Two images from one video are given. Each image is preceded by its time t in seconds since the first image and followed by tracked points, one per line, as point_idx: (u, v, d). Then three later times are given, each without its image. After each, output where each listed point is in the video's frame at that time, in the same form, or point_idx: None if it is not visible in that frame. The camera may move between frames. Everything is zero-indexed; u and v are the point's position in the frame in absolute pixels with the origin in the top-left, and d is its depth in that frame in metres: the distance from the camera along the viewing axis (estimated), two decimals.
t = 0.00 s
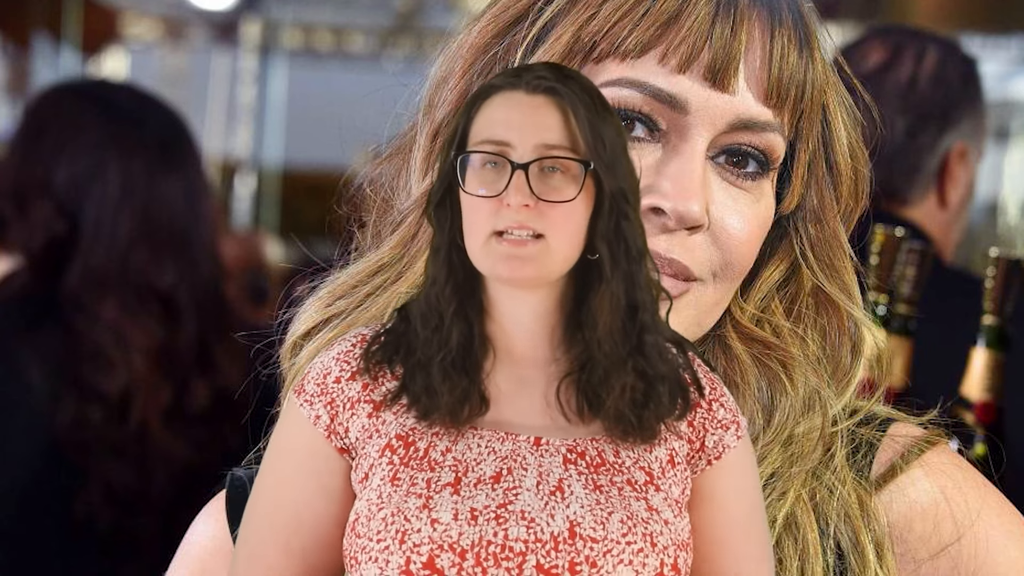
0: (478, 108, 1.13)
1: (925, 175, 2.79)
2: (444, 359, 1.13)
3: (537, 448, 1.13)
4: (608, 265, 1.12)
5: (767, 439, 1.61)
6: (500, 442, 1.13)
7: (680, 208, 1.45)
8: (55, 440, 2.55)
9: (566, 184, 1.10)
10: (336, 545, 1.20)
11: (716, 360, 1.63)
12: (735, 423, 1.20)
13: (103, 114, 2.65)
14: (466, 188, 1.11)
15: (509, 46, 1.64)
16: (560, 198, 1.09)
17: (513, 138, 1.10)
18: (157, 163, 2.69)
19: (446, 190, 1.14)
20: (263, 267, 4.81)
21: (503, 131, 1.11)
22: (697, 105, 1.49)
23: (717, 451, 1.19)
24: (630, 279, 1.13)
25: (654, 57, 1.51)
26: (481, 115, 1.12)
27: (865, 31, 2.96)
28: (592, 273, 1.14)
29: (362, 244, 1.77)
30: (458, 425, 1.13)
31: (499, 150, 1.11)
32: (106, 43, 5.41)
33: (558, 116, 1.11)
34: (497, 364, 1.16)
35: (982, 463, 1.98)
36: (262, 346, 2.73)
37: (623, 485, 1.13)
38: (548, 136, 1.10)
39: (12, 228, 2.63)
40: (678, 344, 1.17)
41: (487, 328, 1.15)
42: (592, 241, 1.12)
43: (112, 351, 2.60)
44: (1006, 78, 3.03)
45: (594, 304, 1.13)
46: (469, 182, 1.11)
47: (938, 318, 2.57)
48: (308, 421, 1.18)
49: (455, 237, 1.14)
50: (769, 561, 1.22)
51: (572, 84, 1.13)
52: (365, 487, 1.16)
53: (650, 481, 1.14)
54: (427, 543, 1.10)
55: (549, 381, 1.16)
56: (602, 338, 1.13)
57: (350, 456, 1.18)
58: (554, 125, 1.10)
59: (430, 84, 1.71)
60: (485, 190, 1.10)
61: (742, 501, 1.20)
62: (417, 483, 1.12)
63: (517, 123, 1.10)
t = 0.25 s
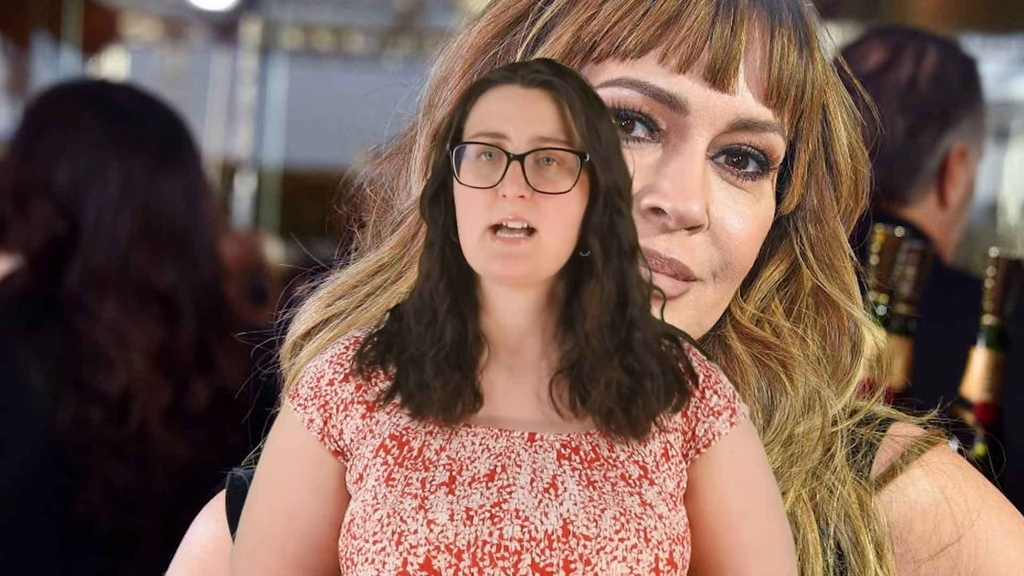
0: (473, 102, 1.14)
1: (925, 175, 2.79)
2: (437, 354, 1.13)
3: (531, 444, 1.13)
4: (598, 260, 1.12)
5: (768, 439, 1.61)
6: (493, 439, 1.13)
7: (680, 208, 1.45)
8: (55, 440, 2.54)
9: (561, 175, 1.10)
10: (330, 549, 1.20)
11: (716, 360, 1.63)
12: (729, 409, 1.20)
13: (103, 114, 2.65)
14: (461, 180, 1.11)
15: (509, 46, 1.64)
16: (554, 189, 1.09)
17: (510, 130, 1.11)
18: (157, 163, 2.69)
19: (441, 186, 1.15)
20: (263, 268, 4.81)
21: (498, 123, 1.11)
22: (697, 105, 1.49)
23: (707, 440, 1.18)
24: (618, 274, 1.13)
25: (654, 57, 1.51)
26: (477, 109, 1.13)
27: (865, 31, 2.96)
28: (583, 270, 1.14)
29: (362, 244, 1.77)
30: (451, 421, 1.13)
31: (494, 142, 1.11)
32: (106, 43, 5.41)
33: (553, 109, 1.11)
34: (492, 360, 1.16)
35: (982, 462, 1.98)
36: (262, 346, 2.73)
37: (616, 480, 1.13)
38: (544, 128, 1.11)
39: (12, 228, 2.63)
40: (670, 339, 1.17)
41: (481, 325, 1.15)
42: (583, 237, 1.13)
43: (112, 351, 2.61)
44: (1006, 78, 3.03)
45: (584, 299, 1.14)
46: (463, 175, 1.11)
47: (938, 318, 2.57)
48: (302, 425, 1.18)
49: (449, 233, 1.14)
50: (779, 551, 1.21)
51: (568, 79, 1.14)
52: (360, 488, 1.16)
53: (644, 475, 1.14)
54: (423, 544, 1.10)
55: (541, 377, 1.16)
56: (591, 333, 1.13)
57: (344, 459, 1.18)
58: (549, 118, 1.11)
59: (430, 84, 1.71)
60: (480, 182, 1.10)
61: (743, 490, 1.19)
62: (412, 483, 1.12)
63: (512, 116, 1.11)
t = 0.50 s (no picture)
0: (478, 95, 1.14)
1: (925, 175, 2.79)
2: (434, 345, 1.13)
3: (529, 444, 1.13)
4: (601, 258, 1.12)
5: (768, 439, 1.60)
6: (491, 438, 1.13)
7: (680, 208, 1.45)
8: (55, 440, 2.54)
9: (565, 164, 1.10)
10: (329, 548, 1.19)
11: (716, 359, 1.63)
12: (724, 406, 1.20)
13: (103, 114, 2.65)
14: (465, 166, 1.11)
15: (509, 46, 1.64)
16: (557, 177, 1.09)
17: (514, 118, 1.11)
18: (157, 163, 2.69)
19: (441, 179, 1.14)
20: (264, 268, 4.81)
21: (506, 113, 1.11)
22: (697, 105, 1.49)
23: (703, 437, 1.19)
24: (621, 274, 1.14)
25: (654, 57, 1.51)
26: (483, 100, 1.13)
27: (865, 31, 2.96)
28: (584, 270, 1.13)
29: (362, 244, 1.77)
30: (446, 416, 1.13)
31: (498, 129, 1.11)
32: (106, 43, 5.41)
33: (560, 104, 1.12)
34: (487, 356, 1.16)
35: (982, 462, 1.98)
36: (262, 346, 2.73)
37: (615, 479, 1.13)
38: (548, 117, 1.11)
39: (12, 228, 2.63)
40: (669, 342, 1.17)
41: (478, 322, 1.15)
42: (585, 238, 1.12)
43: (112, 351, 2.61)
44: (1006, 78, 3.03)
45: (585, 297, 1.13)
46: (467, 162, 1.11)
47: (938, 318, 2.57)
48: (298, 422, 1.18)
49: (447, 226, 1.14)
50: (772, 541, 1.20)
51: (575, 78, 1.14)
52: (358, 488, 1.16)
53: (642, 474, 1.14)
54: (421, 546, 1.10)
55: (537, 375, 1.15)
56: (593, 329, 1.13)
57: (341, 457, 1.18)
58: (557, 112, 1.11)
59: (430, 84, 1.71)
60: (483, 168, 1.10)
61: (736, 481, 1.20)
62: (410, 484, 1.12)
63: (520, 106, 1.11)
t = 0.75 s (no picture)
0: (482, 94, 1.15)
1: (925, 175, 2.79)
2: (439, 347, 1.14)
3: (536, 440, 1.13)
4: (609, 255, 1.14)
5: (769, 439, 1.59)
6: (497, 436, 1.13)
7: (680, 208, 1.45)
8: (55, 440, 2.54)
9: (573, 162, 1.11)
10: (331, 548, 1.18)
11: (717, 359, 1.62)
12: (730, 402, 1.20)
13: (103, 113, 2.65)
14: (471, 164, 1.12)
15: (509, 46, 1.64)
16: (565, 175, 1.10)
17: (520, 117, 1.12)
18: (157, 163, 2.69)
19: (445, 179, 1.15)
20: (263, 268, 4.81)
21: (510, 111, 1.12)
22: (697, 105, 1.49)
23: (712, 430, 1.18)
24: (628, 270, 1.15)
25: (654, 57, 1.51)
26: (487, 98, 1.14)
27: (865, 31, 2.96)
28: (591, 267, 1.15)
29: (362, 244, 1.77)
30: (451, 417, 1.13)
31: (506, 128, 1.12)
32: (106, 43, 5.41)
33: (565, 101, 1.13)
34: (491, 355, 1.16)
35: (982, 462, 1.98)
36: (262, 346, 2.73)
37: (624, 473, 1.13)
38: (554, 116, 1.12)
39: (12, 229, 2.63)
40: (673, 339, 1.19)
41: (482, 322, 1.15)
42: (592, 234, 1.14)
43: (112, 351, 2.61)
44: (1006, 78, 3.03)
45: (595, 293, 1.14)
46: (472, 160, 1.12)
47: (938, 318, 2.56)
48: (299, 426, 1.17)
49: (451, 226, 1.15)
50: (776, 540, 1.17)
51: (577, 76, 1.15)
52: (363, 490, 1.15)
53: (651, 468, 1.14)
54: (430, 544, 1.10)
55: (545, 372, 1.16)
56: (605, 326, 1.14)
57: (344, 460, 1.17)
58: (563, 108, 1.12)
59: (430, 84, 1.71)
60: (491, 166, 1.11)
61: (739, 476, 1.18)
62: (417, 483, 1.12)
63: (525, 104, 1.12)
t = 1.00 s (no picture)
0: (480, 94, 1.15)
1: (925, 175, 2.79)
2: (436, 348, 1.14)
3: (536, 438, 1.13)
4: (609, 253, 1.15)
5: (767, 439, 1.60)
6: (497, 434, 1.13)
7: (680, 208, 1.45)
8: (55, 440, 2.54)
9: (572, 160, 1.11)
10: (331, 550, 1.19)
11: (716, 360, 1.62)
12: (733, 406, 1.22)
13: (103, 114, 2.65)
14: (470, 164, 1.11)
15: (509, 46, 1.64)
16: (564, 173, 1.11)
17: (519, 116, 1.12)
18: (157, 163, 2.69)
19: (444, 179, 1.15)
20: (263, 268, 4.81)
21: (509, 110, 1.12)
22: (697, 105, 1.49)
23: (719, 437, 1.20)
24: (628, 270, 1.16)
25: (654, 57, 1.51)
26: (485, 98, 1.14)
27: (865, 31, 2.96)
28: (591, 266, 1.15)
29: (362, 244, 1.77)
30: (449, 417, 1.13)
31: (505, 127, 1.11)
32: (105, 43, 5.41)
33: (563, 100, 1.13)
34: (490, 356, 1.16)
35: (982, 462, 1.98)
36: (262, 346, 2.73)
37: (626, 470, 1.13)
38: (552, 115, 1.12)
39: (12, 229, 2.63)
40: (675, 339, 1.19)
41: (481, 323, 1.16)
42: (591, 233, 1.15)
43: (112, 351, 2.61)
44: (1006, 79, 3.03)
45: (596, 292, 1.15)
46: (472, 159, 1.12)
47: (938, 318, 2.57)
48: (298, 433, 1.19)
49: (450, 227, 1.15)
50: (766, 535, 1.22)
51: (575, 75, 1.15)
52: (361, 491, 1.15)
53: (654, 465, 1.14)
54: (428, 540, 1.09)
55: (547, 372, 1.16)
56: (606, 324, 1.15)
57: (339, 464, 1.18)
58: (561, 107, 1.12)
59: (430, 84, 1.71)
60: (491, 165, 1.11)
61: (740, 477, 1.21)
62: (415, 481, 1.12)
63: (523, 103, 1.12)
